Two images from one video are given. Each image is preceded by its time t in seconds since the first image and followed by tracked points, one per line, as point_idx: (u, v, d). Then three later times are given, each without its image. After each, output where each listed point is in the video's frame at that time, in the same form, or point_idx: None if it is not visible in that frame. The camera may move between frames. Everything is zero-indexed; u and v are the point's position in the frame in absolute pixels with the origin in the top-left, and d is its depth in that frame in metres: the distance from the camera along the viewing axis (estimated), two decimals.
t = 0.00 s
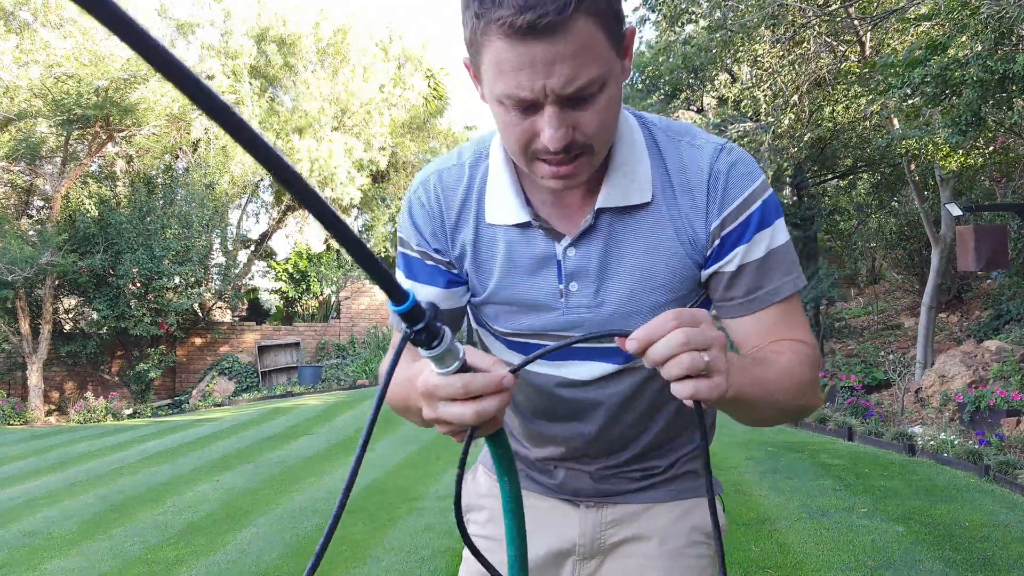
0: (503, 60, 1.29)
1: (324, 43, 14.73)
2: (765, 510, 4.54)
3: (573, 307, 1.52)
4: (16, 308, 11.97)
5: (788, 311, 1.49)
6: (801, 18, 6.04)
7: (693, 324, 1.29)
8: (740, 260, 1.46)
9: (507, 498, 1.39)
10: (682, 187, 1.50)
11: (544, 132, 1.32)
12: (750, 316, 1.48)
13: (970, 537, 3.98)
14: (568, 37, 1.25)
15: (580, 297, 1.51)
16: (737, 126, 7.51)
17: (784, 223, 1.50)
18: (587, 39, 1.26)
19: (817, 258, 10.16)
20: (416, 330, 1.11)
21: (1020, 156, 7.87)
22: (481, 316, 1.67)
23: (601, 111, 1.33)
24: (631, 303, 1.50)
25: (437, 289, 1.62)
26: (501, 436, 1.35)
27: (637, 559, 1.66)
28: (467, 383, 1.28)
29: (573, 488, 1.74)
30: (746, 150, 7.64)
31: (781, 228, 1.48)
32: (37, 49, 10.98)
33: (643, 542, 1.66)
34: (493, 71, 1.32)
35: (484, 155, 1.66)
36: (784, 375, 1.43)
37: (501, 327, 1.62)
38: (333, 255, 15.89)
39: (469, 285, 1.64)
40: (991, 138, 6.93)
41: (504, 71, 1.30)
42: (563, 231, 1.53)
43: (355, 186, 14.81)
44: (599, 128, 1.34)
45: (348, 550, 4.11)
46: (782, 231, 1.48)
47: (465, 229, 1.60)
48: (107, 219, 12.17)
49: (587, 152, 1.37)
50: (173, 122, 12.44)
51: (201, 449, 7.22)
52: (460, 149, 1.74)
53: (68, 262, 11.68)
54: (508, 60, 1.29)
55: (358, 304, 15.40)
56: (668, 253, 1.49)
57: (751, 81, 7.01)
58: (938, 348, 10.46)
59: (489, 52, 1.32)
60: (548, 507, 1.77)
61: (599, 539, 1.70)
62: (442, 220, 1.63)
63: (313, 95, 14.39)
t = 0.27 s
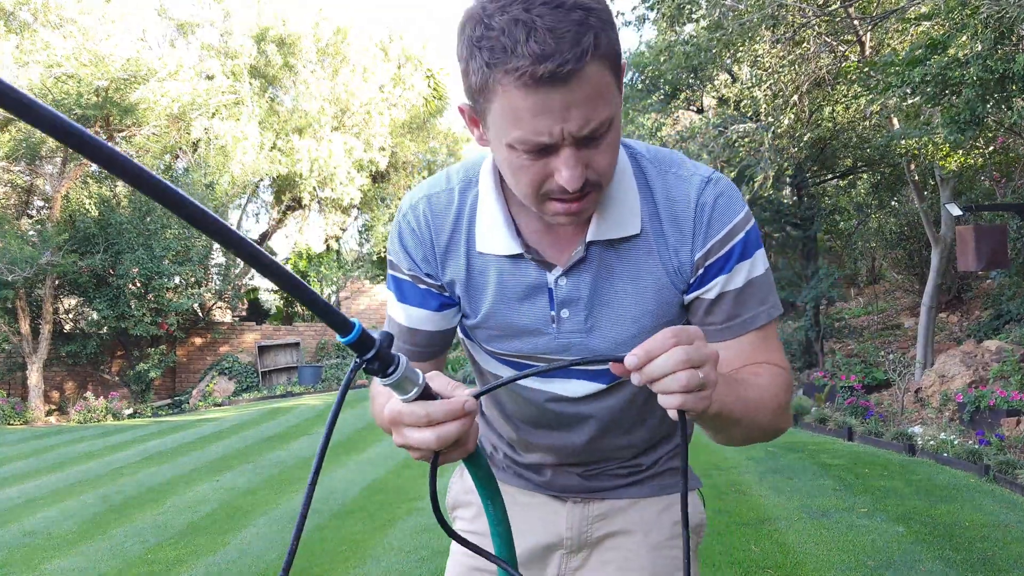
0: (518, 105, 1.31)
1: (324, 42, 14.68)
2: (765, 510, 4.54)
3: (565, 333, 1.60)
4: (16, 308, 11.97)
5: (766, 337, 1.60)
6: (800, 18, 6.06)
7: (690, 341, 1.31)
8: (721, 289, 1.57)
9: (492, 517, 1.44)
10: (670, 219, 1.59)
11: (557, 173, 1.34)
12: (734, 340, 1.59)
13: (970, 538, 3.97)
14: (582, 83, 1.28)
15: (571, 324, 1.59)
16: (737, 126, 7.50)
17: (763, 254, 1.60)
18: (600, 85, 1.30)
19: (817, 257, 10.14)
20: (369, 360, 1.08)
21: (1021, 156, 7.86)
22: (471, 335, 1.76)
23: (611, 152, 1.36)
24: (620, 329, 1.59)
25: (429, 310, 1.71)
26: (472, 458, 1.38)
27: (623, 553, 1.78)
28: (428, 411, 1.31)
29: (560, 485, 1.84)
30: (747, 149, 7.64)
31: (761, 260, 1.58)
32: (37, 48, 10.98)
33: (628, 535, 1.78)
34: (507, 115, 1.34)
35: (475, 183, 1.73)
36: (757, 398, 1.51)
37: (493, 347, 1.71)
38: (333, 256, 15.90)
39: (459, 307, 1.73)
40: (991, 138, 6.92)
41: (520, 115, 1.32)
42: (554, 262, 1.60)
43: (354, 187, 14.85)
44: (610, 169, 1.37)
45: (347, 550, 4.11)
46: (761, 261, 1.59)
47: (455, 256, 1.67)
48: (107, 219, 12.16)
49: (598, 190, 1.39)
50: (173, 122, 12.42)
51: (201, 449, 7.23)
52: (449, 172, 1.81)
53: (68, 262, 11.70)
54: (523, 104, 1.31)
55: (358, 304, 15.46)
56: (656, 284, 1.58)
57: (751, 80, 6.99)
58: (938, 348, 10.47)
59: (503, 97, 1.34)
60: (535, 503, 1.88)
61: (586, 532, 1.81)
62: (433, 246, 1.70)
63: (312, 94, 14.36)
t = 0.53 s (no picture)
0: (542, 109, 1.32)
1: (324, 42, 14.67)
2: (765, 510, 4.54)
3: (568, 338, 1.62)
4: (17, 308, 11.97)
5: (762, 344, 1.65)
6: (800, 18, 6.08)
7: (692, 332, 1.36)
8: (721, 295, 1.62)
9: (497, 516, 1.46)
10: (674, 227, 1.63)
11: (572, 181, 1.35)
12: (731, 346, 1.64)
13: (969, 538, 3.98)
14: (608, 94, 1.29)
15: (575, 328, 1.61)
16: (737, 126, 7.50)
17: (760, 264, 1.66)
18: (624, 97, 1.31)
19: (818, 258, 10.14)
20: (375, 365, 1.10)
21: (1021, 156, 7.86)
22: (471, 337, 1.77)
23: (628, 163, 1.37)
24: (622, 335, 1.62)
25: (431, 314, 1.71)
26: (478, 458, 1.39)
27: (619, 551, 1.80)
28: (436, 415, 1.32)
29: (556, 485, 1.84)
30: (747, 150, 7.63)
31: (759, 270, 1.64)
32: (38, 49, 11.00)
33: (624, 534, 1.80)
34: (529, 118, 1.34)
35: (480, 188, 1.74)
36: (752, 399, 1.57)
37: (495, 350, 1.72)
38: (333, 256, 15.91)
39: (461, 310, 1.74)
40: (992, 138, 6.93)
41: (543, 120, 1.32)
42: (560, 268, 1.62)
43: (355, 187, 14.86)
44: (625, 181, 1.38)
45: (347, 550, 4.11)
46: (759, 271, 1.64)
47: (460, 260, 1.68)
48: (107, 219, 12.16)
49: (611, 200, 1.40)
50: (173, 122, 12.43)
51: (201, 449, 7.23)
52: (453, 176, 1.82)
53: (68, 262, 11.71)
54: (547, 108, 1.31)
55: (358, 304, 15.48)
56: (659, 289, 1.63)
57: (751, 80, 7.00)
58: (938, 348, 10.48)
59: (527, 101, 1.34)
60: (531, 503, 1.88)
61: (582, 531, 1.82)
62: (437, 250, 1.70)
63: (312, 94, 14.38)
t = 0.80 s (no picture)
0: (544, 110, 1.31)
1: (324, 42, 14.65)
2: (765, 510, 4.54)
3: (575, 342, 1.62)
4: (16, 308, 11.97)
5: (768, 349, 1.67)
6: (801, 18, 6.08)
7: (705, 336, 1.39)
8: (727, 301, 1.63)
9: (502, 514, 1.45)
10: (683, 231, 1.63)
11: (568, 187, 1.34)
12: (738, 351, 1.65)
13: (970, 538, 3.97)
14: (609, 101, 1.28)
15: (582, 332, 1.61)
16: (737, 125, 7.49)
17: (767, 268, 1.67)
18: (626, 106, 1.30)
19: (818, 257, 10.14)
20: (384, 355, 1.10)
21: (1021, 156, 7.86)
22: (476, 339, 1.76)
23: (628, 173, 1.36)
24: (628, 340, 1.62)
25: (436, 316, 1.70)
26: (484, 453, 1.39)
27: (621, 553, 1.79)
28: (443, 408, 1.32)
29: (558, 485, 1.84)
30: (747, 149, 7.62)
31: (766, 275, 1.65)
32: (37, 48, 11.00)
33: (626, 535, 1.79)
34: (530, 118, 1.33)
35: (487, 190, 1.74)
36: (765, 404, 1.58)
37: (501, 353, 1.72)
38: (333, 256, 15.91)
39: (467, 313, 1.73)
40: (992, 138, 6.93)
41: (543, 123, 1.32)
42: (568, 273, 1.62)
43: (354, 187, 14.88)
44: (623, 191, 1.37)
45: (347, 550, 4.10)
46: (766, 277, 1.65)
47: (467, 262, 1.68)
48: (107, 219, 12.14)
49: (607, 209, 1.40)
50: (173, 122, 12.42)
51: (201, 449, 7.22)
52: (459, 178, 1.81)
53: (68, 262, 11.71)
54: (547, 112, 1.31)
55: (358, 304, 15.49)
56: (667, 293, 1.63)
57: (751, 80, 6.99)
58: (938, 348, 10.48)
59: (528, 103, 1.34)
60: (533, 504, 1.87)
61: (585, 531, 1.81)
62: (444, 252, 1.70)
63: (312, 94, 14.40)
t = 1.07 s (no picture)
0: (511, 122, 1.31)
1: (323, 42, 14.64)
2: (765, 510, 4.53)
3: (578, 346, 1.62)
4: (16, 308, 11.96)
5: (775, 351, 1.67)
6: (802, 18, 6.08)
7: (751, 337, 1.44)
8: (734, 304, 1.62)
9: (499, 487, 1.43)
10: (687, 235, 1.63)
11: (541, 196, 1.34)
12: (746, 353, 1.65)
13: (970, 538, 3.97)
14: (576, 111, 1.28)
15: (584, 336, 1.61)
16: (738, 125, 7.48)
17: (774, 270, 1.66)
18: (595, 116, 1.30)
19: (818, 257, 10.14)
20: (385, 310, 1.11)
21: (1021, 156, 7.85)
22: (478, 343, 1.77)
23: (601, 182, 1.35)
24: (632, 344, 1.62)
25: (438, 318, 1.70)
26: (483, 417, 1.38)
27: (626, 553, 1.79)
28: (442, 365, 1.34)
29: (562, 486, 1.83)
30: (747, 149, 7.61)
31: (772, 278, 1.65)
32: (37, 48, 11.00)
33: (631, 535, 1.79)
34: (500, 130, 1.34)
35: (488, 193, 1.74)
36: (787, 402, 1.64)
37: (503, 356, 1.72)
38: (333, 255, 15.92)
39: (470, 316, 1.73)
40: (992, 138, 6.94)
41: (512, 133, 1.31)
42: (569, 277, 1.63)
43: (354, 187, 14.88)
44: (597, 201, 1.37)
45: (347, 551, 4.10)
46: (772, 279, 1.65)
47: (468, 266, 1.68)
48: (106, 220, 12.18)
49: (583, 218, 1.39)
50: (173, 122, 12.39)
51: (200, 449, 7.21)
52: (460, 181, 1.81)
53: (68, 262, 11.70)
54: (516, 121, 1.30)
55: (357, 304, 15.54)
56: (671, 297, 1.63)
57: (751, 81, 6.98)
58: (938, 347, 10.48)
59: (499, 112, 1.33)
60: (535, 505, 1.87)
61: (590, 532, 1.81)
62: (446, 255, 1.70)
63: (312, 94, 14.42)
